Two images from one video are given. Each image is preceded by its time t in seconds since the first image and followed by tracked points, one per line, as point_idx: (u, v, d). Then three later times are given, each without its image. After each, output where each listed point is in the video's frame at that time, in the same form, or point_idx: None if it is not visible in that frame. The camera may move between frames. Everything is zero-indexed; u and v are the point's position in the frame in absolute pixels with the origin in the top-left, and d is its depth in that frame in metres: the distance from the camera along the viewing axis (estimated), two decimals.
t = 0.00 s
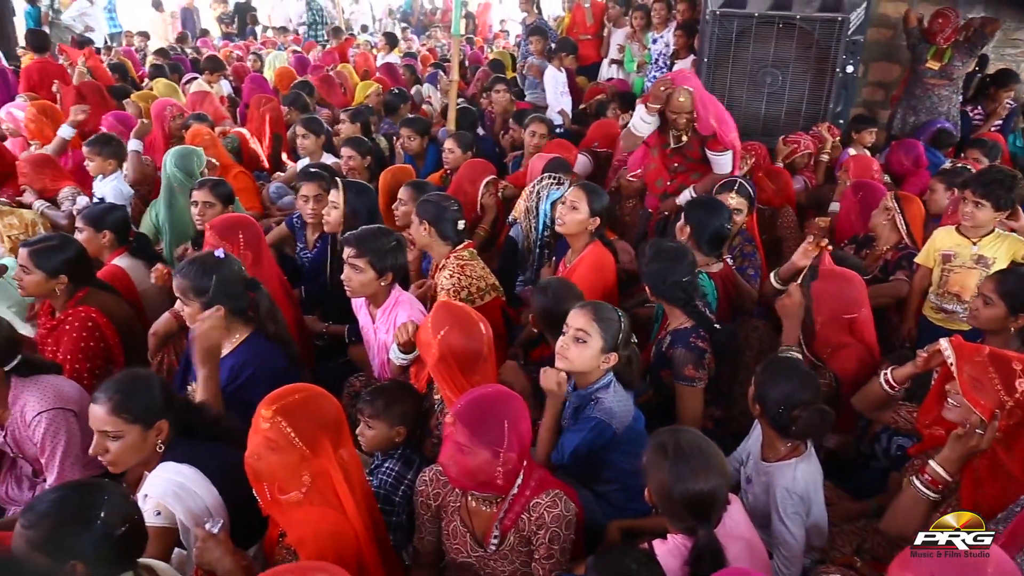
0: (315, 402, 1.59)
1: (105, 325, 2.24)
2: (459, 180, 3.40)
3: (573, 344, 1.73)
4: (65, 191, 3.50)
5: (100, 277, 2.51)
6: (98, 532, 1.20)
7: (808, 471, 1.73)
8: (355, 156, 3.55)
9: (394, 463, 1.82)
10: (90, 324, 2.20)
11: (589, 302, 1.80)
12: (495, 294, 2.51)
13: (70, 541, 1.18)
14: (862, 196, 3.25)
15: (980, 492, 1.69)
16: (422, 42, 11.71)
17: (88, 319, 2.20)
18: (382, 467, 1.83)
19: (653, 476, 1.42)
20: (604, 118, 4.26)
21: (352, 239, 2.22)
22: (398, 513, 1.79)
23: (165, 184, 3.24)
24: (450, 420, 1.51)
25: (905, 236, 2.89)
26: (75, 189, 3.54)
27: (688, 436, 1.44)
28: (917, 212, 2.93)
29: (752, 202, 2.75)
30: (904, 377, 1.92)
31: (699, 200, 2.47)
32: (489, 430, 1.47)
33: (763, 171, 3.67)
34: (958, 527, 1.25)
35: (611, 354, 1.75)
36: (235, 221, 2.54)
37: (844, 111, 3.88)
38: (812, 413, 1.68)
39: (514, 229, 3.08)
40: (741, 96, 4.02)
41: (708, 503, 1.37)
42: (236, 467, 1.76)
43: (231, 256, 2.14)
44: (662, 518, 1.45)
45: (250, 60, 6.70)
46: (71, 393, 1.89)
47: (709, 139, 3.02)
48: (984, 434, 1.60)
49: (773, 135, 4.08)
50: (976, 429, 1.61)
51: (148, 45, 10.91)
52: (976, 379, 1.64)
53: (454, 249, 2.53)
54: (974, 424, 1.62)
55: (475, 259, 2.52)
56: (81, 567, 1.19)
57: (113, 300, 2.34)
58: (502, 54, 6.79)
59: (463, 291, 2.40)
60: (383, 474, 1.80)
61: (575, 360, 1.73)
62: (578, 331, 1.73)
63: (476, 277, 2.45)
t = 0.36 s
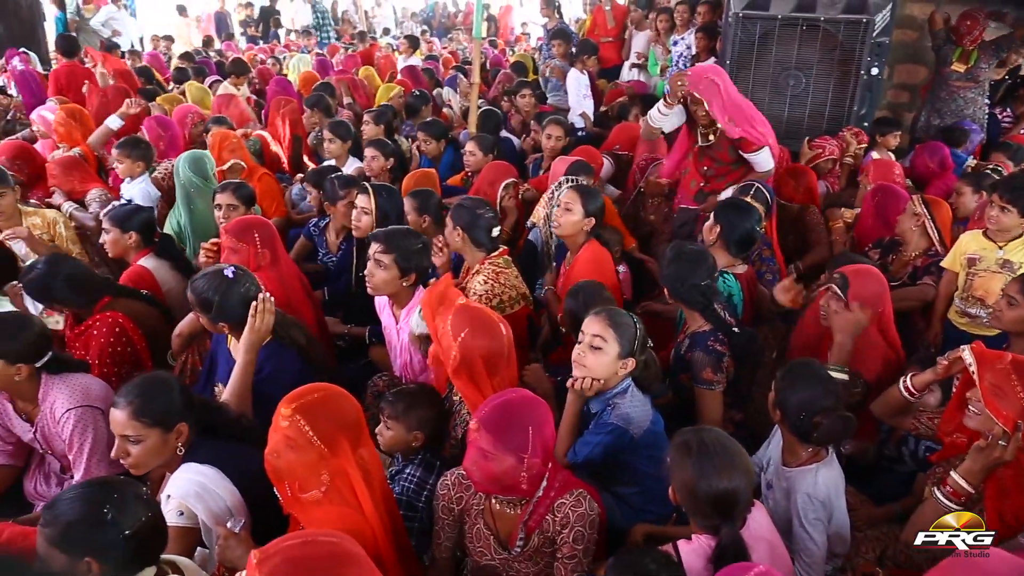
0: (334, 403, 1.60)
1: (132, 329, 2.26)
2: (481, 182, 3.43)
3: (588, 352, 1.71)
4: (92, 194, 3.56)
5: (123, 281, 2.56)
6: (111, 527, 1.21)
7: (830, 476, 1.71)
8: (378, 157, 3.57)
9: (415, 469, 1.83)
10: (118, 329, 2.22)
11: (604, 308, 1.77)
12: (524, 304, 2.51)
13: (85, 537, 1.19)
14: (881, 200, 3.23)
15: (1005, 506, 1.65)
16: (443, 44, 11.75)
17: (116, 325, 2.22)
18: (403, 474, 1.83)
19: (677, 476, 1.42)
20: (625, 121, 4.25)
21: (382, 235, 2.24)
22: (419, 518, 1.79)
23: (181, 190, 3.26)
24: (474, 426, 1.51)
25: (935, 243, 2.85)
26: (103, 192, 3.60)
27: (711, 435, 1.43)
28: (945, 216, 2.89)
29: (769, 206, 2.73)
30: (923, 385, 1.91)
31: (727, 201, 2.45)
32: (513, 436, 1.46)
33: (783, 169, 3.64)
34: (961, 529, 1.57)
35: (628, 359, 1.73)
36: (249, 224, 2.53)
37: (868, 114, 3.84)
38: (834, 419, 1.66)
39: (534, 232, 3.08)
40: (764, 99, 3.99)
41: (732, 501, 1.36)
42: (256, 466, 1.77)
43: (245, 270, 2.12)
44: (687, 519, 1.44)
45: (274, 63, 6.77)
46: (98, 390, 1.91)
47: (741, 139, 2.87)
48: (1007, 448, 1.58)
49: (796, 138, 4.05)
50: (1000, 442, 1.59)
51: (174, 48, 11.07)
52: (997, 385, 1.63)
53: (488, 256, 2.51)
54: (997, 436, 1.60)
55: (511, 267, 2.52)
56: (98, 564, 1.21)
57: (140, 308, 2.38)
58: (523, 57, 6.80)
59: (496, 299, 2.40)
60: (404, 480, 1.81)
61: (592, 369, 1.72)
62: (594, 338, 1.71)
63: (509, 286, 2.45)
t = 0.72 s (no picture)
0: (340, 401, 1.61)
1: (139, 330, 2.28)
2: (495, 182, 3.44)
3: (593, 364, 1.71)
4: (108, 192, 3.59)
5: (137, 282, 2.58)
6: (126, 522, 1.22)
7: (843, 481, 1.70)
8: (393, 156, 3.57)
9: (421, 466, 1.82)
10: (126, 330, 2.25)
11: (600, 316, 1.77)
12: (539, 311, 2.50)
13: (99, 531, 1.20)
14: (898, 205, 3.20)
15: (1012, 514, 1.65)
16: (456, 45, 11.78)
17: (122, 326, 2.25)
18: (410, 470, 1.82)
19: (684, 480, 1.41)
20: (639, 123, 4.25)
21: (397, 234, 2.25)
22: (426, 516, 1.79)
23: (195, 189, 3.28)
24: (483, 428, 1.52)
25: (945, 247, 2.83)
26: (119, 189, 3.63)
27: (717, 438, 1.42)
28: (952, 221, 2.87)
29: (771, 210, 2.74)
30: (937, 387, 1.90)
31: (732, 203, 2.44)
32: (522, 440, 1.46)
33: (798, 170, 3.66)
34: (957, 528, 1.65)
35: (633, 364, 1.73)
36: (262, 223, 2.55)
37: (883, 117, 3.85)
38: (847, 423, 1.65)
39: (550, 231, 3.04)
40: (778, 101, 3.98)
41: (741, 505, 1.35)
42: (263, 464, 1.78)
43: (249, 275, 2.11)
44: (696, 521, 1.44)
45: (288, 64, 6.81)
46: (113, 386, 1.93)
47: (749, 134, 2.77)
48: (1010, 455, 1.56)
49: (810, 140, 4.04)
50: (1002, 450, 1.57)
51: (190, 48, 11.15)
52: (1009, 394, 1.61)
53: (508, 259, 2.49)
54: (999, 443, 1.58)
55: (531, 272, 2.50)
56: (108, 561, 1.21)
57: (148, 306, 2.40)
58: (537, 58, 6.81)
59: (511, 304, 2.39)
60: (411, 477, 1.80)
61: (597, 381, 1.71)
62: (595, 349, 1.71)
63: (525, 291, 2.43)
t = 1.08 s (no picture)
0: (349, 399, 1.62)
1: (154, 327, 2.30)
2: (509, 183, 3.44)
3: (606, 366, 1.72)
4: (126, 191, 3.62)
5: (154, 280, 2.60)
6: (146, 517, 1.24)
7: (859, 485, 1.69)
8: (411, 157, 3.59)
9: (438, 467, 1.83)
10: (141, 326, 2.26)
11: (618, 318, 1.77)
12: (552, 314, 2.51)
13: (120, 524, 1.22)
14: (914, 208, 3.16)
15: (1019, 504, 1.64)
16: (470, 46, 11.81)
17: (138, 322, 2.26)
18: (427, 471, 1.83)
19: (695, 477, 1.41)
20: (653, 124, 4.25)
21: (410, 238, 2.26)
22: (443, 517, 1.81)
23: (211, 190, 3.31)
24: (496, 430, 1.52)
25: (953, 252, 2.76)
26: (136, 188, 3.66)
27: (727, 433, 1.42)
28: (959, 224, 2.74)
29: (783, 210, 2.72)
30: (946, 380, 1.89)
31: (748, 208, 2.43)
32: (533, 442, 1.47)
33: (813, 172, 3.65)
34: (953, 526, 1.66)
35: (647, 369, 1.72)
36: (278, 224, 2.56)
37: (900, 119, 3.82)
38: (862, 426, 1.64)
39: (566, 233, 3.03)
40: (794, 103, 3.96)
41: (752, 499, 1.35)
42: (275, 462, 1.79)
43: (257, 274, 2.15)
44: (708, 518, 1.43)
45: (304, 65, 6.85)
46: (131, 382, 1.95)
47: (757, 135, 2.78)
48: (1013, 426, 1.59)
49: (826, 142, 4.02)
50: (1004, 422, 1.60)
51: (207, 49, 11.26)
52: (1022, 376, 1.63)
53: (527, 259, 2.49)
54: (1002, 415, 1.61)
55: (547, 274, 2.50)
56: (127, 553, 1.23)
57: (163, 305, 2.42)
58: (552, 59, 6.83)
59: (523, 305, 2.41)
60: (428, 478, 1.81)
61: (609, 383, 1.71)
62: (609, 351, 1.71)
63: (539, 293, 2.44)
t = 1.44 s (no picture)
0: (366, 397, 1.63)
1: (172, 324, 2.32)
2: (526, 183, 3.44)
3: (635, 359, 1.72)
4: (147, 189, 3.66)
5: (173, 278, 2.62)
6: (177, 511, 1.25)
7: (877, 491, 1.67)
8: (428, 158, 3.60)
9: (455, 470, 1.83)
10: (159, 322, 2.29)
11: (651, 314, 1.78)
12: (568, 315, 2.51)
13: (146, 518, 1.24)
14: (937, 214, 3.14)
15: None
16: (487, 47, 11.84)
17: (157, 319, 2.28)
18: (443, 474, 1.83)
19: (711, 465, 1.40)
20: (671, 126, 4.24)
21: (426, 242, 2.25)
22: (460, 519, 1.80)
23: (232, 190, 3.34)
24: (514, 432, 1.51)
25: (964, 256, 2.78)
26: (157, 187, 3.70)
27: (747, 426, 1.42)
28: (964, 230, 2.80)
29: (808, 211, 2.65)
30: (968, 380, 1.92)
31: (767, 211, 2.41)
32: (551, 443, 1.46)
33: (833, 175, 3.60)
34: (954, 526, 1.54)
35: (673, 370, 1.73)
36: (299, 224, 2.58)
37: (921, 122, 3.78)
38: (880, 430, 1.62)
39: (583, 232, 3.02)
40: (813, 106, 3.93)
41: (761, 492, 1.34)
42: (290, 459, 1.80)
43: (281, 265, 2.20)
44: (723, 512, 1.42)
45: (322, 65, 6.90)
46: (152, 379, 1.97)
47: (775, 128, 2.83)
48: None
49: (845, 145, 3.99)
50: None
51: (227, 49, 11.38)
52: None
53: (543, 259, 2.50)
54: None
55: (564, 276, 2.50)
56: (155, 546, 1.25)
57: (182, 302, 2.44)
58: (570, 61, 6.83)
59: (538, 305, 2.42)
60: (444, 481, 1.81)
61: (635, 376, 1.73)
62: (641, 345, 1.71)
63: (553, 293, 2.45)
